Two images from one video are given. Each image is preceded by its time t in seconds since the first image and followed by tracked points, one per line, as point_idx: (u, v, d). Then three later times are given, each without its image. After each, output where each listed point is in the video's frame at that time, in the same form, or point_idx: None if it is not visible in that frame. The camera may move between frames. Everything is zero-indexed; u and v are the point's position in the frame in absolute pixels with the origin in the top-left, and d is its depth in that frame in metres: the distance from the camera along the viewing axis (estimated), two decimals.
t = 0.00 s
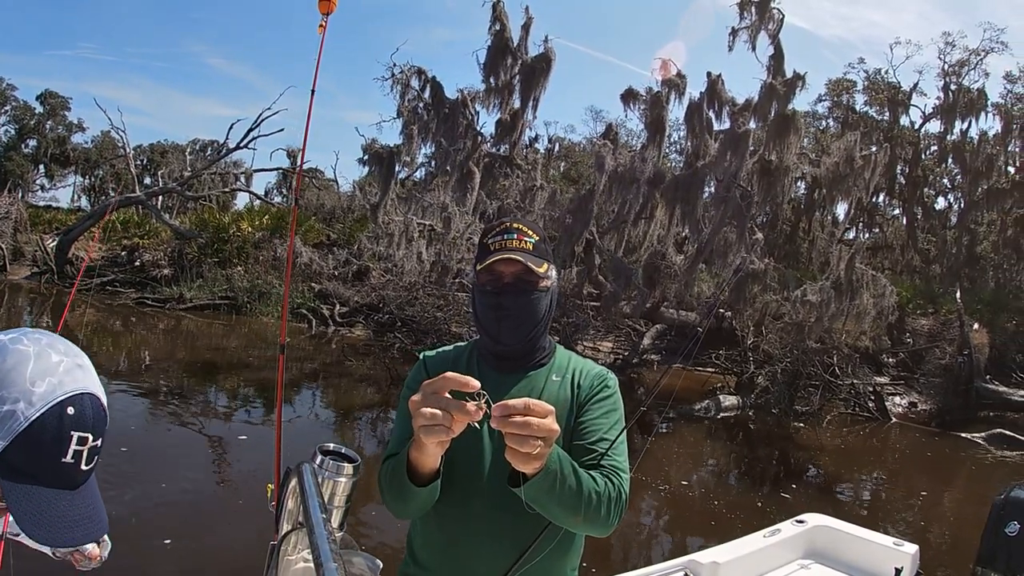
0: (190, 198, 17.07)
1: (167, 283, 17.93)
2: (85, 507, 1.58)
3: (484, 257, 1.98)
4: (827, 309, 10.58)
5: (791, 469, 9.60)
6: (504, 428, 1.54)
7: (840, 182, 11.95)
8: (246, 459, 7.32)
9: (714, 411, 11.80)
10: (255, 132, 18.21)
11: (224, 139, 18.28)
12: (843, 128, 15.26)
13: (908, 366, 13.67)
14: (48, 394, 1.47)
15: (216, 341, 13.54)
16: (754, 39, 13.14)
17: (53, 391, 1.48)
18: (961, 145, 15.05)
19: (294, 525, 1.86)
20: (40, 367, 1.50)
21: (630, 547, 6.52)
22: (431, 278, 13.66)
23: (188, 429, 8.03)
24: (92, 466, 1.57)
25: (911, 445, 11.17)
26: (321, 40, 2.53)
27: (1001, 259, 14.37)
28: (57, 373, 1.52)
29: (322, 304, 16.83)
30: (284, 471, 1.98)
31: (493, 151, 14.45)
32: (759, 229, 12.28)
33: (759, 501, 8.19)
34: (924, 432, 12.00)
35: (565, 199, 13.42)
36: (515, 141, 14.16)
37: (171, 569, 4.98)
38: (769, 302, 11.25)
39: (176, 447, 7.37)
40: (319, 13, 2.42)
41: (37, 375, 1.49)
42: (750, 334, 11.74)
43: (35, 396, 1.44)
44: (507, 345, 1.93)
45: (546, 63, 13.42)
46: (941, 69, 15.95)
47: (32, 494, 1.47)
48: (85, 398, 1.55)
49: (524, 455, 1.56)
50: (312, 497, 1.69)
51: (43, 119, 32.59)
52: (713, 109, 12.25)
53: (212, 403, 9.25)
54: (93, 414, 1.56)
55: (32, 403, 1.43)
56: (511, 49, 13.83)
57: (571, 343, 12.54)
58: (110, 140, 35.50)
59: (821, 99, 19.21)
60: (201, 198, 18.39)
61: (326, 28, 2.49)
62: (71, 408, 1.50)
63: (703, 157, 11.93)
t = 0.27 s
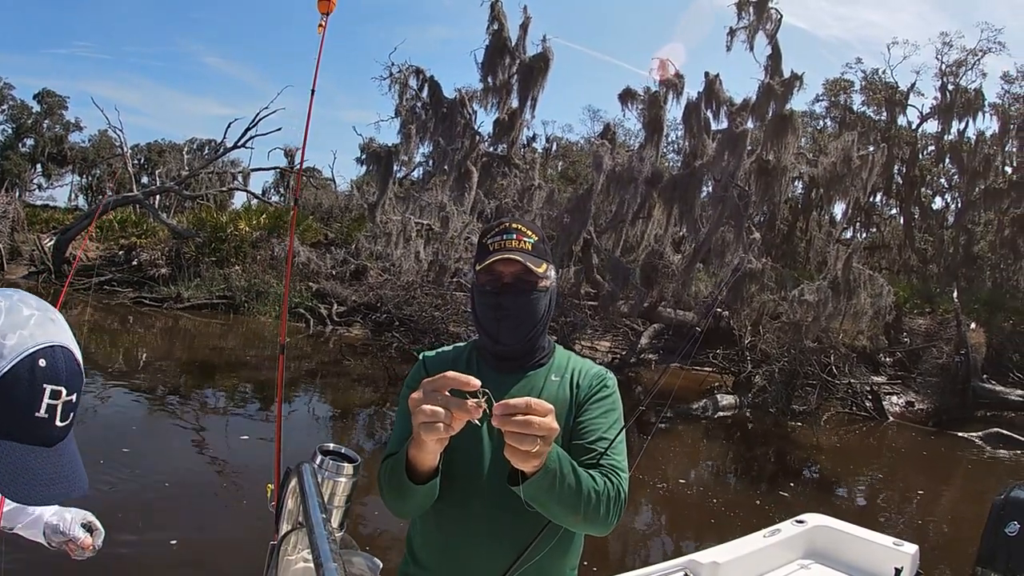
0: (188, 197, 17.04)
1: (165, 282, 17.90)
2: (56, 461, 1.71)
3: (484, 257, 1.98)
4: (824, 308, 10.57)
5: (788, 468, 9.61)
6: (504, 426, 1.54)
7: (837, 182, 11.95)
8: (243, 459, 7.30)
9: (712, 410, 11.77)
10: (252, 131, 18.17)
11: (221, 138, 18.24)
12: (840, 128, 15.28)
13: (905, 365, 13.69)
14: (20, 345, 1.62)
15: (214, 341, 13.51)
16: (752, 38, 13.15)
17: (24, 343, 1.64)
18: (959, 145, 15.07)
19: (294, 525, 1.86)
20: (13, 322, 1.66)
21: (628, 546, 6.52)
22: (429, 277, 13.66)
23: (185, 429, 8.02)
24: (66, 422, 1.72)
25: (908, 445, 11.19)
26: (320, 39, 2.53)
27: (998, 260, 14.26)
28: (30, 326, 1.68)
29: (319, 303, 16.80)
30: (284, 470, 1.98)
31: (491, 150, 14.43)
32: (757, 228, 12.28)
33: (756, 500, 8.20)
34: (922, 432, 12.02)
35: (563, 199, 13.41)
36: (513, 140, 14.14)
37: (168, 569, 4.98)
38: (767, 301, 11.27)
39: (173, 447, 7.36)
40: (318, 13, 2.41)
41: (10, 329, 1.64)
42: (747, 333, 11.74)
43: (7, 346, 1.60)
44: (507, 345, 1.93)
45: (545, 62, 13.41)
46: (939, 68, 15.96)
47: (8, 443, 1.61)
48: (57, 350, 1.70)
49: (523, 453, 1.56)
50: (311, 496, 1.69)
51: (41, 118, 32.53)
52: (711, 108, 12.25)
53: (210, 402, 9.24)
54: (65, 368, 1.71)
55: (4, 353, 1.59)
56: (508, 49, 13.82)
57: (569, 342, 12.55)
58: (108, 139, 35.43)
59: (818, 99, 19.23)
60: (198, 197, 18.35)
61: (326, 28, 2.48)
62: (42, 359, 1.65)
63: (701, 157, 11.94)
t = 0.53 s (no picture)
0: (186, 196, 16.99)
1: (162, 282, 17.85)
2: (15, 383, 1.76)
3: (484, 257, 1.98)
4: (822, 308, 10.53)
5: (785, 467, 9.62)
6: (502, 425, 1.54)
7: (835, 182, 11.96)
8: (241, 459, 7.29)
9: (710, 410, 11.70)
10: (250, 130, 18.14)
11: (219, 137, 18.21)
12: (837, 128, 15.30)
13: (902, 365, 13.71)
14: None
15: (212, 341, 13.48)
16: (750, 38, 13.15)
17: None
18: (956, 145, 15.09)
19: (294, 524, 1.85)
20: None
21: (625, 545, 6.52)
22: (426, 277, 13.66)
23: (183, 428, 8.00)
24: (27, 344, 1.77)
25: (905, 444, 11.22)
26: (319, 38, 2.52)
27: (995, 259, 14.47)
28: None
29: (317, 303, 16.78)
30: (284, 470, 1.97)
31: (489, 150, 14.44)
32: (754, 228, 12.28)
33: (753, 499, 8.21)
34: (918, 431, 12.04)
35: (560, 199, 13.41)
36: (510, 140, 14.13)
37: (165, 569, 4.96)
38: (764, 301, 11.27)
39: (170, 447, 7.33)
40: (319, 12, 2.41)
41: None
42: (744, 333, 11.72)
43: None
44: (507, 345, 1.93)
45: (542, 62, 13.39)
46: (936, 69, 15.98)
47: None
48: (16, 274, 1.75)
49: (520, 452, 1.56)
50: (312, 496, 1.69)
51: (38, 117, 32.42)
52: (709, 108, 12.26)
53: (207, 402, 9.21)
54: (26, 291, 1.76)
55: None
56: (506, 49, 13.81)
57: (566, 342, 12.55)
58: (105, 139, 35.35)
59: (816, 99, 19.25)
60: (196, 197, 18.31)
61: (326, 27, 2.48)
62: None
63: (699, 157, 11.94)
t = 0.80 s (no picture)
0: (184, 196, 16.97)
1: (160, 282, 17.82)
2: None
3: (483, 257, 1.98)
4: (819, 308, 10.60)
5: (783, 467, 9.63)
6: (501, 425, 1.54)
7: (832, 182, 11.99)
8: (239, 458, 7.28)
9: (708, 409, 11.74)
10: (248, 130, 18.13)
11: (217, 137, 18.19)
12: (835, 128, 15.34)
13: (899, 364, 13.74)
14: None
15: (209, 341, 13.47)
16: (747, 39, 13.18)
17: None
18: (953, 145, 15.13)
19: (294, 523, 1.85)
20: None
21: (624, 545, 6.53)
22: (424, 277, 13.66)
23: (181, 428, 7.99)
24: None
25: (902, 443, 11.25)
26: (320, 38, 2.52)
27: (992, 259, 14.56)
28: None
29: (315, 303, 16.76)
30: (283, 469, 1.97)
31: (487, 150, 14.45)
32: (752, 228, 12.30)
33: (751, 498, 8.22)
34: (916, 431, 12.06)
35: (558, 199, 13.41)
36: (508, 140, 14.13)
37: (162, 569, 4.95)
38: (762, 301, 11.29)
39: (168, 447, 7.32)
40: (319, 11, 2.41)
41: None
42: (742, 332, 11.72)
43: None
44: (506, 345, 1.93)
45: (540, 62, 13.40)
46: (933, 69, 16.02)
47: None
48: None
49: (518, 452, 1.56)
50: (312, 496, 1.69)
51: (35, 117, 32.36)
52: (706, 109, 12.28)
53: (205, 402, 9.20)
54: None
55: None
56: (505, 49, 13.82)
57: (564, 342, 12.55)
58: (103, 139, 35.30)
59: (813, 100, 19.28)
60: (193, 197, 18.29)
61: (326, 27, 2.48)
62: None
63: (696, 157, 11.96)
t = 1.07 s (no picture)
0: (181, 197, 16.94)
1: (157, 282, 17.79)
2: None
3: (483, 256, 1.98)
4: (816, 308, 10.63)
5: (780, 466, 9.64)
6: (497, 417, 1.53)
7: (829, 183, 12.01)
8: (237, 458, 7.27)
9: (705, 408, 11.82)
10: (246, 130, 18.11)
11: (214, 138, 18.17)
12: (833, 129, 15.37)
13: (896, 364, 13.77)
14: None
15: (207, 341, 13.45)
16: (745, 40, 13.20)
17: None
18: (950, 145, 15.17)
19: (294, 523, 1.84)
20: None
21: (622, 544, 6.54)
22: (422, 277, 13.66)
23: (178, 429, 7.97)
24: None
25: (899, 442, 11.27)
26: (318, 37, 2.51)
27: (989, 259, 14.61)
28: None
29: (312, 303, 16.73)
30: (284, 468, 1.96)
31: (485, 150, 14.46)
32: (749, 228, 12.31)
33: (748, 498, 8.25)
34: (913, 430, 12.09)
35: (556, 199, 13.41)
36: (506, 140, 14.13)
37: (161, 569, 4.94)
38: (759, 301, 11.30)
39: (166, 446, 7.31)
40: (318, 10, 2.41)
41: None
42: (739, 332, 11.72)
43: None
44: (507, 344, 1.94)
45: (538, 62, 13.40)
46: (931, 70, 16.05)
47: None
48: None
49: (516, 442, 1.55)
50: (312, 495, 1.69)
51: (33, 117, 32.30)
52: (704, 109, 12.29)
53: (203, 402, 9.18)
54: None
55: None
56: (503, 49, 13.82)
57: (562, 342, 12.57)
58: (100, 139, 35.24)
59: (811, 100, 19.31)
60: (191, 197, 18.26)
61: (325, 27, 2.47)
62: None
63: (694, 158, 11.97)
